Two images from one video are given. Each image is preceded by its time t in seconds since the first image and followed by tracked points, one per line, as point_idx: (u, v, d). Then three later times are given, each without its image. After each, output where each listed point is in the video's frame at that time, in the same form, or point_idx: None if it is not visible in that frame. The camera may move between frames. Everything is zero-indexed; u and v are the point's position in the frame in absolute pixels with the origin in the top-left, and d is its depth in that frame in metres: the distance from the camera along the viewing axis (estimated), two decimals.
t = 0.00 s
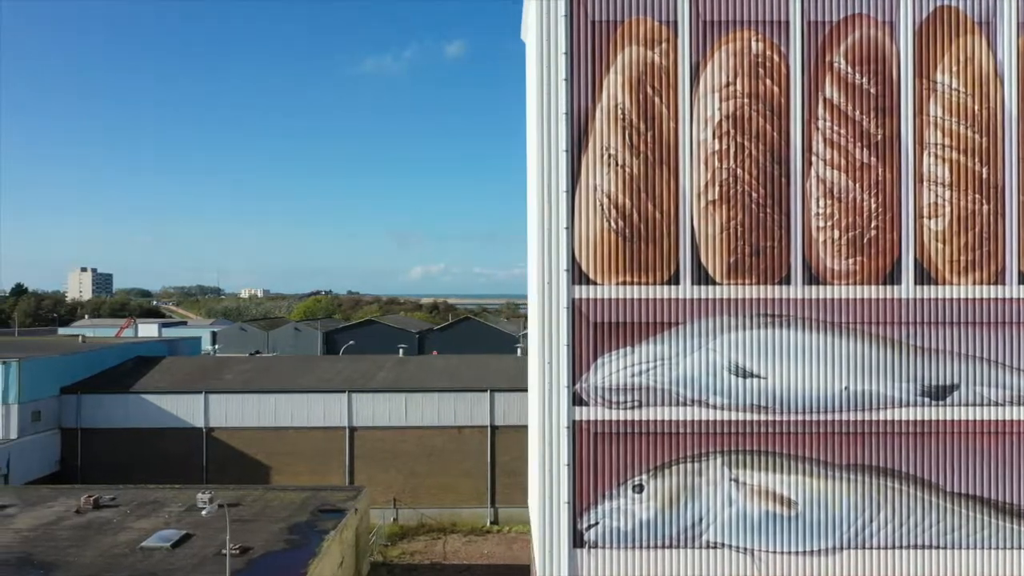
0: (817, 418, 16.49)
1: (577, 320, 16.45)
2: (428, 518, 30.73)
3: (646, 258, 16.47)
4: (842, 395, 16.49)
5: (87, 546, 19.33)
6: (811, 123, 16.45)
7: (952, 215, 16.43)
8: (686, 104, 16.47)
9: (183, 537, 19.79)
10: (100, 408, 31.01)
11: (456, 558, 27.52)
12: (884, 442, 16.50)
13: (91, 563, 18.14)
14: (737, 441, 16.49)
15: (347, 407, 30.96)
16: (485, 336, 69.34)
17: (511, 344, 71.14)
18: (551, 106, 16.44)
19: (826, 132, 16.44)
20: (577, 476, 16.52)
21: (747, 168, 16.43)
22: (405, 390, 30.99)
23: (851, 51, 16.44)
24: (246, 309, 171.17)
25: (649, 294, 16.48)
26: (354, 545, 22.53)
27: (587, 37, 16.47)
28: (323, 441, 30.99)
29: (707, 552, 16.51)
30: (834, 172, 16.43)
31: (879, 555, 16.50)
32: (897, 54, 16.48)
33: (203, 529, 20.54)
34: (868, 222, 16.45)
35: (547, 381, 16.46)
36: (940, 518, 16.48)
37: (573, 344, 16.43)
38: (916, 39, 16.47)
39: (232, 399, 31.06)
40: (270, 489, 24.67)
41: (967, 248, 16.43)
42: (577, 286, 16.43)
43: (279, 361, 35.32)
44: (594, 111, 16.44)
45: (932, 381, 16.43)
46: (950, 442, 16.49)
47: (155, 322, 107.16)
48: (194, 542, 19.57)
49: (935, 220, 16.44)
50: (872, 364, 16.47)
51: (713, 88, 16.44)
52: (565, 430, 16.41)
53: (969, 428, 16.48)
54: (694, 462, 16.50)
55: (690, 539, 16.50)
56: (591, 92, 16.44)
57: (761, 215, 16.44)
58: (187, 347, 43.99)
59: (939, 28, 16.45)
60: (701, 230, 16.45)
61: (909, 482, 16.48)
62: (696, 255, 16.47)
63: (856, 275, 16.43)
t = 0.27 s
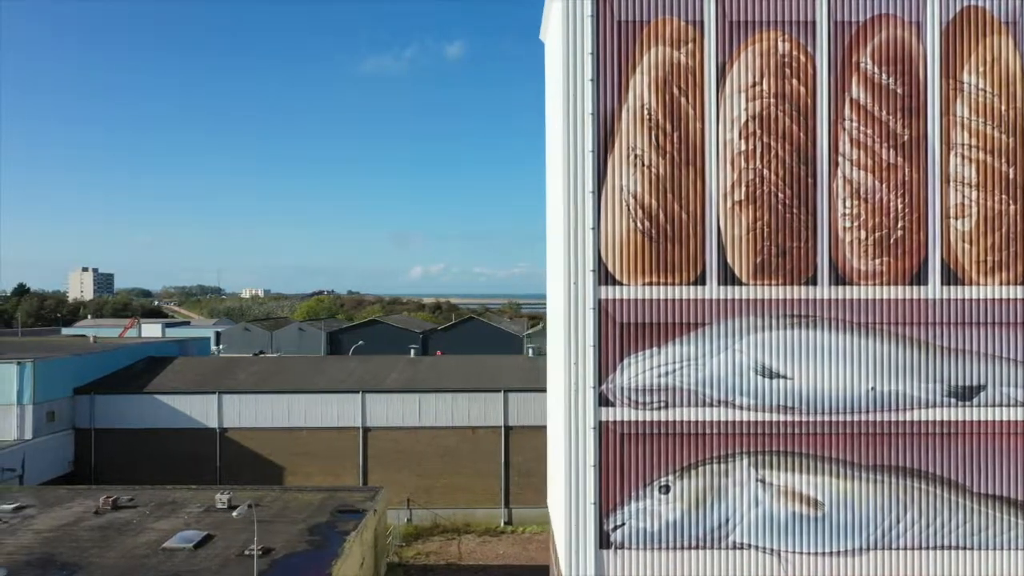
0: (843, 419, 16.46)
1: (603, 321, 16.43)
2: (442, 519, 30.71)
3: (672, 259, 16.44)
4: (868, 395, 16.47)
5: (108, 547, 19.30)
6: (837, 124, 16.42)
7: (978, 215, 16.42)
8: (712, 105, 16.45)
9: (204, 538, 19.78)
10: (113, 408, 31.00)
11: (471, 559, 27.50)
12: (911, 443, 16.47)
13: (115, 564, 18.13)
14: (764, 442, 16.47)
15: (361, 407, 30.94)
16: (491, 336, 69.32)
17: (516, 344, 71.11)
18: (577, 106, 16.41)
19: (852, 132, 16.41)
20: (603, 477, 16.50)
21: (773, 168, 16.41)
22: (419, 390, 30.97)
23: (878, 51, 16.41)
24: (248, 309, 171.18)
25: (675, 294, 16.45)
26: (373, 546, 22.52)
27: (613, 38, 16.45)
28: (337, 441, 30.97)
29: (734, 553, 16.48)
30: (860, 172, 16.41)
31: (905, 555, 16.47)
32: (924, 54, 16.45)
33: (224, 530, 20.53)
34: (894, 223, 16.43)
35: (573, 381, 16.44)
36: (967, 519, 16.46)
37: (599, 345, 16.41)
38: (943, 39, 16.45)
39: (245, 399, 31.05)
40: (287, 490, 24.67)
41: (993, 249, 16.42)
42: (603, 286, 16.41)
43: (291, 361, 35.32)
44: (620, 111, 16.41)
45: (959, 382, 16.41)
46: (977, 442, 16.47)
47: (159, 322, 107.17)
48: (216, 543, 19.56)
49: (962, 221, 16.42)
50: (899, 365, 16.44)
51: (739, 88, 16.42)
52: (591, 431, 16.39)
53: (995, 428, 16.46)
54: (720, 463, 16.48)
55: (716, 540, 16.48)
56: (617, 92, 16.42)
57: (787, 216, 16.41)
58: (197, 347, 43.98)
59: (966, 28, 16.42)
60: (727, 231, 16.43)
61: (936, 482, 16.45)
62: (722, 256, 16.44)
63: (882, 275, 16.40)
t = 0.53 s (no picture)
0: (870, 419, 16.44)
1: (630, 322, 16.41)
2: (456, 519, 30.69)
3: (698, 259, 16.42)
4: (895, 396, 16.44)
5: (130, 547, 19.29)
6: (864, 124, 16.40)
7: (1005, 215, 16.40)
8: (738, 105, 16.42)
9: (226, 539, 19.77)
10: (127, 409, 30.99)
11: (487, 559, 27.48)
12: (937, 444, 16.45)
13: (138, 565, 18.12)
14: (790, 442, 16.45)
15: (374, 407, 30.93)
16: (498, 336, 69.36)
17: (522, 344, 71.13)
18: (604, 106, 16.39)
19: (879, 132, 16.38)
20: (629, 478, 16.47)
21: (800, 169, 16.38)
22: (433, 390, 30.95)
23: (905, 51, 16.39)
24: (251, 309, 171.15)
25: (701, 295, 16.43)
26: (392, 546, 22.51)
27: (640, 38, 16.43)
28: (350, 441, 30.94)
29: (760, 554, 16.45)
30: (887, 173, 16.38)
31: (932, 556, 16.45)
32: (950, 54, 16.43)
33: (245, 531, 20.52)
34: (921, 223, 16.40)
35: (600, 382, 16.42)
36: (993, 519, 16.44)
37: (625, 346, 16.38)
38: (970, 39, 16.42)
39: (259, 399, 31.03)
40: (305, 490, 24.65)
41: (1020, 249, 16.40)
42: (629, 287, 16.39)
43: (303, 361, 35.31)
44: (647, 111, 16.39)
45: (986, 382, 16.39)
46: (1004, 443, 16.45)
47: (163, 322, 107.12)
48: (238, 543, 19.54)
49: (988, 221, 16.40)
50: (926, 365, 16.41)
51: (765, 88, 16.40)
52: (617, 432, 16.37)
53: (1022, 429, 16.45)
54: (746, 464, 16.45)
55: (743, 541, 16.45)
56: (644, 92, 16.40)
57: (814, 216, 16.39)
58: (207, 347, 43.97)
59: (993, 28, 16.40)
60: (754, 231, 16.40)
61: (963, 483, 16.42)
62: (749, 256, 16.42)
63: (909, 276, 16.38)
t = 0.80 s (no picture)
0: (896, 420, 16.42)
1: (656, 322, 16.38)
2: (470, 519, 30.67)
3: (724, 260, 16.40)
4: (921, 396, 16.42)
5: (152, 548, 19.29)
6: (890, 124, 16.37)
7: None
8: (764, 105, 16.40)
9: (247, 539, 19.75)
10: (140, 409, 30.98)
11: (502, 559, 27.45)
12: (963, 444, 16.43)
13: (161, 565, 18.11)
14: (816, 443, 16.42)
15: (388, 408, 30.91)
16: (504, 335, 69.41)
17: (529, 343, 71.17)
18: (630, 106, 16.37)
19: (905, 133, 16.36)
20: (655, 478, 16.45)
21: (826, 169, 16.36)
22: (447, 390, 30.93)
23: (931, 52, 16.36)
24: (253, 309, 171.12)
25: (727, 295, 16.40)
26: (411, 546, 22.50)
27: (665, 38, 16.41)
28: (364, 442, 30.92)
29: (786, 555, 16.43)
30: (913, 173, 16.36)
31: (958, 557, 16.42)
32: (976, 54, 16.41)
33: (265, 531, 20.51)
34: (947, 223, 16.38)
35: (626, 383, 16.40)
36: (1019, 520, 16.43)
37: (651, 346, 16.35)
38: (996, 39, 16.40)
39: (272, 399, 31.01)
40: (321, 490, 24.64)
41: None
42: (655, 287, 16.37)
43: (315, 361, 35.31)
44: (672, 111, 16.36)
45: (1012, 383, 16.37)
46: None
47: (167, 322, 107.05)
48: (259, 544, 19.53)
49: (1015, 221, 16.37)
50: (952, 366, 16.40)
51: (791, 88, 16.38)
52: (643, 433, 16.34)
53: None
54: (772, 464, 16.43)
55: (769, 542, 16.43)
56: (669, 92, 16.38)
57: (840, 216, 16.37)
58: (216, 348, 43.91)
59: (1019, 28, 16.38)
60: (780, 232, 16.38)
61: (989, 484, 16.40)
62: (775, 256, 16.39)
63: (935, 276, 16.36)
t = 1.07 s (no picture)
0: (922, 420, 16.40)
1: (682, 322, 16.35)
2: (483, 519, 30.65)
3: (750, 259, 16.37)
4: (947, 396, 16.39)
5: (174, 548, 19.27)
6: (917, 123, 16.35)
7: None
8: (790, 105, 16.37)
9: (268, 539, 19.74)
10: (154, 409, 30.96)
11: (517, 559, 27.43)
12: (989, 444, 16.41)
13: (184, 565, 18.09)
14: (842, 443, 16.40)
15: (401, 407, 30.88)
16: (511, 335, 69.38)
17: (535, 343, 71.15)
18: (655, 106, 16.34)
19: (931, 132, 16.34)
20: (681, 478, 16.42)
21: (852, 169, 16.33)
22: (460, 390, 30.90)
23: (957, 51, 16.34)
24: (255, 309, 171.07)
25: (753, 295, 16.37)
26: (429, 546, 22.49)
27: (691, 38, 16.39)
28: (377, 442, 30.89)
29: (812, 555, 16.41)
30: (939, 173, 16.34)
31: (984, 557, 16.40)
32: (1003, 54, 16.39)
33: (285, 531, 20.50)
34: (973, 223, 16.36)
35: (652, 382, 16.38)
36: None
37: (677, 346, 16.33)
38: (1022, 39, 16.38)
39: (286, 399, 30.98)
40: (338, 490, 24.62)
41: None
42: (681, 287, 16.34)
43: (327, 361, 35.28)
44: (698, 111, 16.34)
45: None
46: None
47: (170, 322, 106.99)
48: (280, 544, 19.51)
49: None
50: (978, 366, 16.38)
51: (817, 88, 16.35)
52: (669, 433, 16.33)
53: None
54: (798, 464, 16.40)
55: (795, 542, 16.40)
56: (695, 92, 16.35)
57: (866, 216, 16.34)
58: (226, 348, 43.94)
59: None
60: (806, 231, 16.36)
61: (1015, 484, 16.38)
62: (801, 256, 16.37)
63: (961, 276, 16.33)
